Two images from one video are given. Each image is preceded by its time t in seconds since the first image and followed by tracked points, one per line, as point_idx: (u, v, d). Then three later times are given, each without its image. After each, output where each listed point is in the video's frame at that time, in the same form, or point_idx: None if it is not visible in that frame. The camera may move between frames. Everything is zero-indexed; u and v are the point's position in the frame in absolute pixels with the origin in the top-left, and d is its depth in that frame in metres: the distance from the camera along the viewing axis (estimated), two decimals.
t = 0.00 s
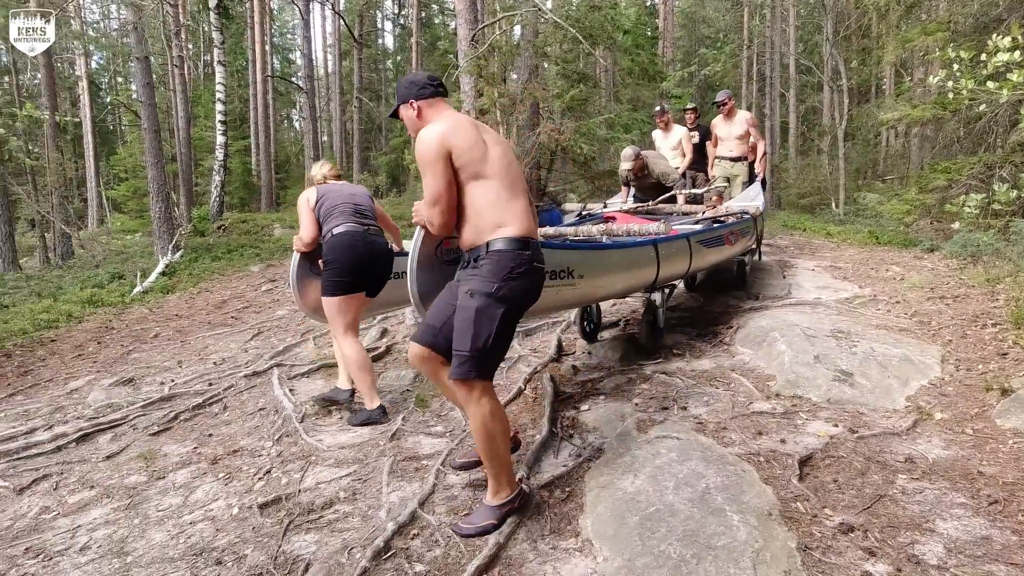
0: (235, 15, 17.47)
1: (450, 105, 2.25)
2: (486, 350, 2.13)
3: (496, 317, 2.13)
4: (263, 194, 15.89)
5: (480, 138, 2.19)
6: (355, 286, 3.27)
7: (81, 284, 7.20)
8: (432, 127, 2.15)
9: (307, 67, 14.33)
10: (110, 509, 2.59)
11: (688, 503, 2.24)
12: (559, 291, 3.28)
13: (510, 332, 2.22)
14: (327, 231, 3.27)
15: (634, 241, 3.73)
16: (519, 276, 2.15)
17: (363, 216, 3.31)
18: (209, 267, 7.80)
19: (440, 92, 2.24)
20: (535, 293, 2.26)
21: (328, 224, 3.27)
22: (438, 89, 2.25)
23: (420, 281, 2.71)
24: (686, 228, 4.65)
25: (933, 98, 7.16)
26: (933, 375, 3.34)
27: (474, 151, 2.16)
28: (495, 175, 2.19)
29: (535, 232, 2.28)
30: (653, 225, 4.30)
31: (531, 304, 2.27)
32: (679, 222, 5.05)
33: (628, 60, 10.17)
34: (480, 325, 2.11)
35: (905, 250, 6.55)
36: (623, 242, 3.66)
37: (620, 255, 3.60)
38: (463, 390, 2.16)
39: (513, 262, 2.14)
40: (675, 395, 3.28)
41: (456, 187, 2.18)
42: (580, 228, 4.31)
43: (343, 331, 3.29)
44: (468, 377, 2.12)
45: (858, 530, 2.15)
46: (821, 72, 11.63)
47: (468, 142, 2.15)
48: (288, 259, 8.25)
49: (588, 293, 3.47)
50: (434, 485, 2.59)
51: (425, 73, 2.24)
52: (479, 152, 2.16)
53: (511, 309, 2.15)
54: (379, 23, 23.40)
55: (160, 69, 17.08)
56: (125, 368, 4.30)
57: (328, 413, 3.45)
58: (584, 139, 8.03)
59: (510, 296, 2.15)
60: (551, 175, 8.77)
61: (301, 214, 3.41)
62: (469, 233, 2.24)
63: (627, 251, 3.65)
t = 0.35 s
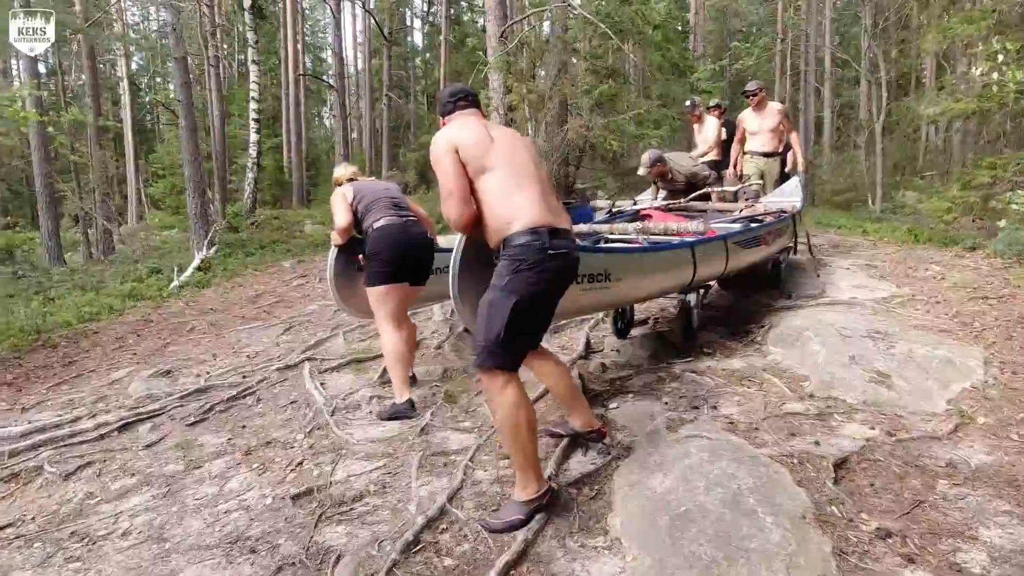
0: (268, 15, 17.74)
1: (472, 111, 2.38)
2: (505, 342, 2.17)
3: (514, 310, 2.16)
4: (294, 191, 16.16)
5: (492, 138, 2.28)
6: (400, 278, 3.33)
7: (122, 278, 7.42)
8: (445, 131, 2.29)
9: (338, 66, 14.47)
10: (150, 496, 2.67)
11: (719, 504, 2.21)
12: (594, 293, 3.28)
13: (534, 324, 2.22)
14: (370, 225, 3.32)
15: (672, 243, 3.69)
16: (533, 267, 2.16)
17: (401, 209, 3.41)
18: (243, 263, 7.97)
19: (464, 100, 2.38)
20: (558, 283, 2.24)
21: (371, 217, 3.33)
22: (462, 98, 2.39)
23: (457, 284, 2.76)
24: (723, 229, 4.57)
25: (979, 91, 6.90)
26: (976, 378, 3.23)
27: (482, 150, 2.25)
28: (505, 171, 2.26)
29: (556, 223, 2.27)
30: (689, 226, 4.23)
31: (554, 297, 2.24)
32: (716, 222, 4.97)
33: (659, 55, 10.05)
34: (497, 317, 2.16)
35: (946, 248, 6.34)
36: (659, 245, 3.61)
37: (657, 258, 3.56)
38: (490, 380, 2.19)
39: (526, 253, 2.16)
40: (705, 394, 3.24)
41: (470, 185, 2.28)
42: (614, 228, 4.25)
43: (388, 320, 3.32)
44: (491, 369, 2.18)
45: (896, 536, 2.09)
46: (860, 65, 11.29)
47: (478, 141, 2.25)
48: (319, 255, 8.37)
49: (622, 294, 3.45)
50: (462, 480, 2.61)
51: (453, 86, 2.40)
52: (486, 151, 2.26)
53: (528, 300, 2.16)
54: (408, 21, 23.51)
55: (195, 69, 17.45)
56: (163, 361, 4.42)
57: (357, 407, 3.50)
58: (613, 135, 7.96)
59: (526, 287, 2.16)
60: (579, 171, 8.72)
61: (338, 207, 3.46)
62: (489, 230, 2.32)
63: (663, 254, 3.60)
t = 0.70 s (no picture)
0: (287, 14, 17.90)
1: (495, 113, 2.43)
2: (525, 335, 2.18)
3: (538, 303, 2.17)
4: (312, 189, 16.31)
5: (513, 138, 2.30)
6: (436, 266, 3.39)
7: (143, 274, 7.54)
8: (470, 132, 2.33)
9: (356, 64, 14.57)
10: (168, 490, 2.72)
11: (734, 507, 2.19)
12: (611, 293, 3.27)
13: (555, 320, 2.23)
14: (400, 221, 3.38)
15: (690, 244, 3.66)
16: (556, 263, 2.17)
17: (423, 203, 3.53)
18: (261, 260, 8.07)
19: (487, 101, 2.42)
20: (583, 279, 2.23)
21: (398, 213, 3.42)
22: (485, 99, 2.43)
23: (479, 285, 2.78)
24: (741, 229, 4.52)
25: (1005, 89, 6.74)
26: (999, 383, 3.17)
27: (505, 149, 2.27)
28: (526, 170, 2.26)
29: (581, 219, 2.26)
30: (708, 225, 4.19)
31: (578, 294, 2.25)
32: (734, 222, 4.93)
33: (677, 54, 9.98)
34: (517, 307, 2.19)
35: (969, 250, 6.22)
36: (678, 244, 3.59)
37: (676, 258, 3.55)
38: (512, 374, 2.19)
39: (549, 249, 2.17)
40: (721, 396, 3.21)
41: (494, 185, 2.31)
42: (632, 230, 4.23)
43: (421, 310, 3.35)
44: (509, 362, 2.19)
45: (915, 543, 2.06)
46: (882, 63, 11.10)
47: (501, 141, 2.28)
48: (334, 253, 8.44)
49: (642, 296, 3.45)
50: (476, 479, 2.61)
51: (476, 88, 2.45)
52: (509, 150, 2.27)
53: (550, 296, 2.17)
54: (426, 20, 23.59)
55: (215, 68, 17.67)
56: (182, 356, 4.50)
57: (372, 405, 3.53)
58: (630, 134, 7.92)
59: (549, 282, 2.18)
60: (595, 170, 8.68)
61: (355, 216, 3.51)
62: (515, 226, 2.33)
63: (681, 255, 3.58)
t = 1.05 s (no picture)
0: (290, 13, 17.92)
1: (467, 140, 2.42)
2: (505, 357, 2.13)
3: (523, 327, 2.13)
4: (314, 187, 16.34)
5: (492, 169, 2.23)
6: (431, 272, 3.39)
7: (145, 272, 7.57)
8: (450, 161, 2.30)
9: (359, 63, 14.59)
10: (167, 488, 2.73)
11: (732, 509, 2.19)
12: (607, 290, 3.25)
13: (539, 344, 2.18)
14: (402, 223, 3.37)
15: (687, 241, 3.67)
16: (550, 289, 2.13)
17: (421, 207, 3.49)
18: (263, 258, 8.09)
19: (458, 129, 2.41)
20: (575, 304, 2.20)
21: (395, 218, 3.42)
22: (455, 127, 2.42)
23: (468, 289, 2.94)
24: (740, 228, 4.52)
25: (1009, 91, 6.72)
26: (1000, 386, 3.15)
27: (486, 184, 2.21)
28: (509, 199, 2.20)
29: (574, 242, 2.20)
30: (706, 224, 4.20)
31: (565, 320, 2.20)
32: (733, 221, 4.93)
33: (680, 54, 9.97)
34: (500, 330, 2.14)
35: (972, 252, 6.19)
36: (675, 242, 3.60)
37: (673, 256, 3.56)
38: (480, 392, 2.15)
39: (544, 275, 2.12)
40: (720, 397, 3.21)
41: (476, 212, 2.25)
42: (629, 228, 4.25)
43: (412, 317, 3.39)
44: (480, 379, 2.15)
45: (914, 547, 2.05)
46: (887, 64, 11.06)
47: (480, 176, 2.21)
48: (335, 252, 8.45)
49: (640, 294, 3.45)
50: (474, 479, 2.61)
51: (445, 116, 2.41)
52: (489, 180, 2.21)
53: (537, 320, 2.12)
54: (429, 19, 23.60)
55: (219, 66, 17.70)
56: (183, 354, 4.51)
57: (371, 404, 3.53)
58: (632, 134, 7.90)
59: (537, 307, 2.13)
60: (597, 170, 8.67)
61: (353, 216, 3.46)
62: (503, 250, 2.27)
63: (677, 252, 3.58)
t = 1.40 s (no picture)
0: (287, 8, 17.83)
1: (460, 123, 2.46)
2: (467, 338, 2.24)
3: (482, 311, 2.21)
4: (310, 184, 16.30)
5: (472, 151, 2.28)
6: (409, 278, 3.33)
7: (138, 268, 7.55)
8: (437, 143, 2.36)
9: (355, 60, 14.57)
10: (158, 485, 2.74)
11: (718, 508, 2.22)
12: (597, 290, 3.26)
13: (501, 327, 2.26)
14: (381, 227, 3.29)
15: (678, 242, 3.69)
16: (508, 276, 2.18)
17: (407, 209, 3.38)
18: (257, 255, 8.07)
19: (453, 112, 2.45)
20: (536, 290, 2.23)
21: (378, 220, 3.33)
22: (452, 110, 2.46)
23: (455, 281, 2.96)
24: (732, 228, 4.54)
25: (1001, 93, 6.76)
26: (986, 387, 3.19)
27: (463, 166, 2.25)
28: (483, 182, 2.23)
29: (539, 232, 2.21)
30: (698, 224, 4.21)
31: (528, 306, 2.26)
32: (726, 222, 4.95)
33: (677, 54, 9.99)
34: (462, 313, 2.24)
35: (963, 253, 6.24)
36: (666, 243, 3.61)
37: (664, 257, 3.58)
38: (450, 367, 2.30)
39: (502, 262, 2.17)
40: (710, 397, 3.23)
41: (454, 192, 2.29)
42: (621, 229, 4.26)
43: (393, 322, 3.35)
44: (446, 355, 2.28)
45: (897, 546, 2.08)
46: (882, 66, 11.10)
47: (458, 157, 2.25)
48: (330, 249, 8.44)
49: (630, 293, 3.47)
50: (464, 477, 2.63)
51: (443, 99, 2.47)
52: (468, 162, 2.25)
53: (496, 306, 2.20)
54: (426, 16, 23.56)
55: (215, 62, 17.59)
56: (176, 351, 4.51)
57: (363, 402, 3.55)
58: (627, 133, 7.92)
59: (496, 293, 2.20)
60: (592, 169, 8.68)
61: (339, 210, 3.48)
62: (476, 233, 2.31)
63: (668, 252, 3.60)
